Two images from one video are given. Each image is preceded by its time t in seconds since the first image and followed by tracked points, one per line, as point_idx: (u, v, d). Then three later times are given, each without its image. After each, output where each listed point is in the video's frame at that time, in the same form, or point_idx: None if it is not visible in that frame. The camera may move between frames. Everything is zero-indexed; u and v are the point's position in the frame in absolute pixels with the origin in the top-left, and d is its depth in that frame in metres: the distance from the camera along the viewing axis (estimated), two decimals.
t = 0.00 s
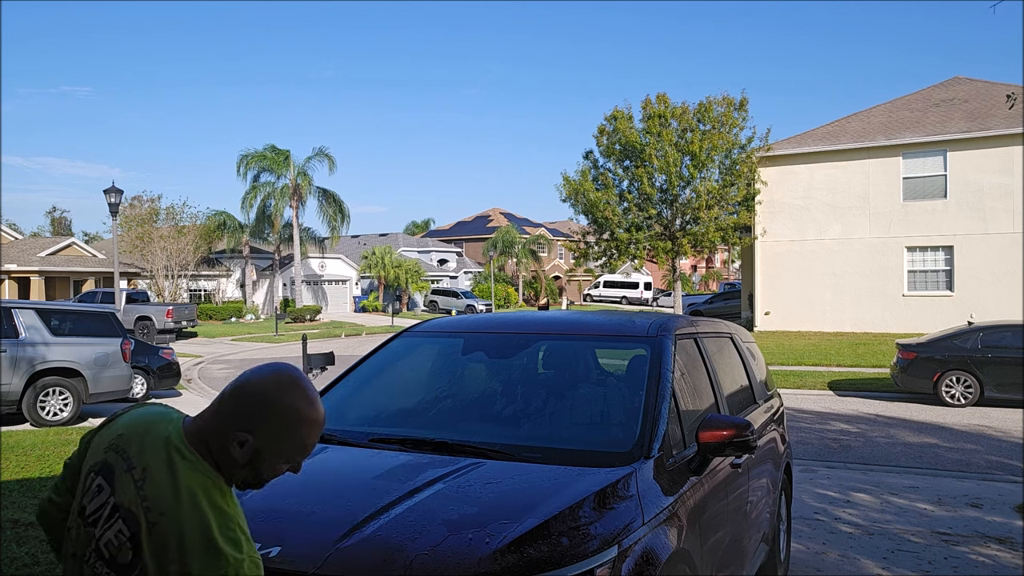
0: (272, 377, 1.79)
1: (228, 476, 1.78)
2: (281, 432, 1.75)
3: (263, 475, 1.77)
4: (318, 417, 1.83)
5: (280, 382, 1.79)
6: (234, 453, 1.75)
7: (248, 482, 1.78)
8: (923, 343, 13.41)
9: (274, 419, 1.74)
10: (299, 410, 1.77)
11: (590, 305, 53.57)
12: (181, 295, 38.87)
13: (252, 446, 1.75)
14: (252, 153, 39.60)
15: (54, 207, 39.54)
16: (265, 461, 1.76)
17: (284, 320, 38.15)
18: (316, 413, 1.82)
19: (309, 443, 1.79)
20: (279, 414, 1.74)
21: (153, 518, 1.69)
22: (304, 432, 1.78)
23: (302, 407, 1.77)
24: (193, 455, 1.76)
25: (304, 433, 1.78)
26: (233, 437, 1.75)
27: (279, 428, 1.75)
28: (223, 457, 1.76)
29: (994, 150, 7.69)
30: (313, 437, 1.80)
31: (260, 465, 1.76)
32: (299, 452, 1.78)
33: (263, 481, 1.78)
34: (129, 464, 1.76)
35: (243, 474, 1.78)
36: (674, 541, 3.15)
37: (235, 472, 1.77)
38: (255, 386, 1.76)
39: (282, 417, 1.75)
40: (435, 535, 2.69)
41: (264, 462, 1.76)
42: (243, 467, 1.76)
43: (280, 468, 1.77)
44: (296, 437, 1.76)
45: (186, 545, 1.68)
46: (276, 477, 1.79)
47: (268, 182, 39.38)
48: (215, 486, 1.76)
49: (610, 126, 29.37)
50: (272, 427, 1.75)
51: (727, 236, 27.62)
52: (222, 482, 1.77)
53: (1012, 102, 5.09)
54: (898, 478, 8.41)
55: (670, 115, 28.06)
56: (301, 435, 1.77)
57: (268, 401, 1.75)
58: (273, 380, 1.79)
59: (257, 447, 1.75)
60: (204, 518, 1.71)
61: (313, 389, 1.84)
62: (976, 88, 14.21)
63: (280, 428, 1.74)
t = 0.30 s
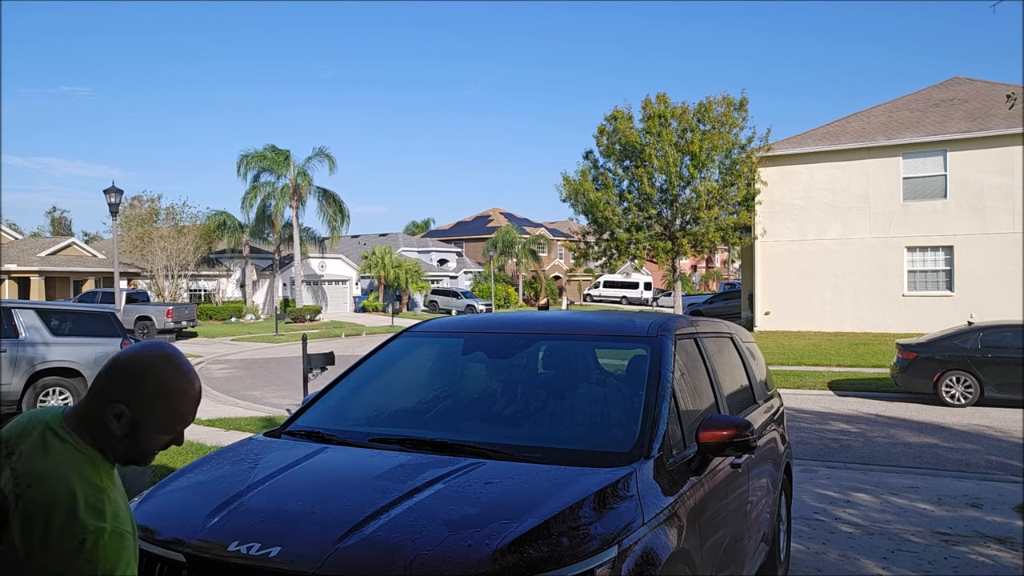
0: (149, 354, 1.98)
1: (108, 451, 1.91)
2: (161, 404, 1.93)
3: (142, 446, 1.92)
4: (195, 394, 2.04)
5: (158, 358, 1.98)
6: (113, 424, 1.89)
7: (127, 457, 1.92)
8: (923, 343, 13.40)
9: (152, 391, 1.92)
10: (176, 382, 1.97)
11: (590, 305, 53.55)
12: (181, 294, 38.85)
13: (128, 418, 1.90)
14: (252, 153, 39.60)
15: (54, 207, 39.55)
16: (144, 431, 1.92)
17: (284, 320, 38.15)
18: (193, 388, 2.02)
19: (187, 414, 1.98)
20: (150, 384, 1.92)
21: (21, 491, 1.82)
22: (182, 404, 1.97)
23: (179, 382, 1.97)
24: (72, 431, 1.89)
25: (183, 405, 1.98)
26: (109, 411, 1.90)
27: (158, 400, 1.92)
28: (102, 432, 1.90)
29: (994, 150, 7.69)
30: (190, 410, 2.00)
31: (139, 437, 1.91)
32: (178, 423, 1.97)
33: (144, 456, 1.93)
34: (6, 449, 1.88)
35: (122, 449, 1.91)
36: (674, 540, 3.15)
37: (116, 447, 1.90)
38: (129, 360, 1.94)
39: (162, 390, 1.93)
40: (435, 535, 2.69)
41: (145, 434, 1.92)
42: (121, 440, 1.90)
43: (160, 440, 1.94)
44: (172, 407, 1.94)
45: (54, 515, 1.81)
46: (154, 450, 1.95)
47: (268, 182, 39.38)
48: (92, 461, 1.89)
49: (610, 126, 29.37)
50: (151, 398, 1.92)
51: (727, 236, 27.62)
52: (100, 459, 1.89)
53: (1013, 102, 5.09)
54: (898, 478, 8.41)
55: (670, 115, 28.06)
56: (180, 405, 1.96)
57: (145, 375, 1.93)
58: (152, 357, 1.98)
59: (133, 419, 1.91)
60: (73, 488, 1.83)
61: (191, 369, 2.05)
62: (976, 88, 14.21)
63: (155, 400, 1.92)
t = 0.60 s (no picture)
0: (81, 342, 2.04)
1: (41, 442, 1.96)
2: (94, 389, 2.00)
3: (76, 434, 1.99)
4: (129, 380, 2.12)
5: (92, 346, 2.05)
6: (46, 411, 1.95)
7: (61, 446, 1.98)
8: (923, 343, 13.41)
9: (85, 377, 1.99)
10: (110, 369, 2.04)
11: (590, 305, 53.52)
12: (181, 295, 38.84)
13: (59, 406, 1.97)
14: (252, 153, 39.59)
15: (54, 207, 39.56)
16: (78, 418, 1.98)
17: (284, 320, 38.15)
18: (125, 374, 2.10)
19: (120, 400, 2.06)
20: (81, 370, 1.99)
21: None
22: (115, 391, 2.05)
23: (112, 367, 2.05)
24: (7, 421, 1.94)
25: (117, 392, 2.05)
26: (39, 398, 1.96)
27: (91, 387, 2.00)
28: (35, 421, 1.95)
29: (995, 150, 7.67)
30: (125, 397, 2.09)
31: (72, 425, 1.98)
32: (113, 409, 2.05)
33: (79, 444, 1.99)
34: None
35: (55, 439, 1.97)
36: (674, 541, 3.15)
37: (49, 437, 1.96)
38: (57, 347, 2.01)
39: (95, 376, 2.01)
40: (436, 535, 2.69)
41: (79, 421, 1.99)
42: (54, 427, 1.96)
43: (93, 427, 2.01)
44: (106, 392, 2.02)
45: None
46: (90, 438, 2.02)
47: (268, 182, 39.39)
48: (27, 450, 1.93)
49: (610, 126, 29.37)
50: (85, 386, 1.99)
51: (727, 236, 27.62)
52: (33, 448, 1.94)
53: (1012, 102, 5.09)
54: (898, 478, 8.40)
55: (670, 115, 28.07)
56: (112, 392, 2.04)
57: (78, 360, 2.00)
58: (85, 344, 2.05)
59: (65, 406, 1.97)
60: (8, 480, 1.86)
61: (123, 355, 2.12)
62: (976, 88, 14.22)
63: (87, 385, 1.99)
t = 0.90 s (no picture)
0: (62, 348, 1.98)
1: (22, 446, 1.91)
2: (73, 393, 1.94)
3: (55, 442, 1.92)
4: (111, 385, 2.05)
5: (75, 352, 1.99)
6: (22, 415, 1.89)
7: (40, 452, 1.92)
8: (923, 343, 13.39)
9: (63, 383, 1.93)
10: (92, 374, 1.98)
11: (590, 305, 53.49)
12: (181, 295, 38.83)
13: (35, 411, 1.90)
14: (252, 153, 39.58)
15: (54, 207, 39.59)
16: (56, 424, 1.92)
17: (284, 320, 38.14)
18: (105, 380, 2.03)
19: (99, 406, 2.00)
20: (59, 375, 1.92)
21: None
22: (94, 397, 1.98)
23: (92, 372, 1.98)
24: None
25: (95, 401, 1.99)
26: (15, 403, 1.89)
27: (70, 394, 1.93)
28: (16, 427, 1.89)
29: (995, 150, 7.67)
30: (103, 402, 2.01)
31: (50, 430, 1.91)
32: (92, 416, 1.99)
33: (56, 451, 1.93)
34: None
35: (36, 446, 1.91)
36: (674, 540, 3.15)
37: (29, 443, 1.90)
38: (33, 350, 1.94)
39: (76, 380, 1.94)
40: (435, 535, 2.69)
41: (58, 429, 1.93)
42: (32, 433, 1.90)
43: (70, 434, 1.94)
44: (83, 399, 1.95)
45: None
46: (67, 445, 1.95)
47: (268, 182, 39.38)
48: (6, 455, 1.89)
49: (610, 126, 29.35)
50: (65, 392, 1.93)
51: (727, 236, 27.62)
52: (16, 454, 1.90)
53: (1012, 102, 5.09)
54: (898, 478, 8.40)
55: (670, 115, 28.07)
56: (92, 396, 1.97)
57: (61, 364, 1.94)
58: (69, 350, 1.98)
59: (42, 411, 1.91)
60: None
61: (104, 360, 2.06)
62: (976, 88, 14.22)
63: (65, 392, 1.92)
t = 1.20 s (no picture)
0: (57, 352, 1.94)
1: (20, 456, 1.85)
2: (68, 397, 1.90)
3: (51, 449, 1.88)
4: (106, 390, 2.02)
5: (69, 356, 1.96)
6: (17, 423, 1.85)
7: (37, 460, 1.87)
8: (923, 343, 13.39)
9: (59, 388, 1.89)
10: (87, 378, 1.96)
11: (590, 305, 53.48)
12: (181, 295, 38.81)
13: (29, 420, 1.86)
14: (252, 153, 39.56)
15: (54, 207, 39.60)
16: (52, 429, 1.88)
17: (284, 320, 38.14)
18: (100, 387, 2.00)
19: (96, 409, 1.96)
20: (51, 380, 1.89)
21: None
22: (89, 400, 1.95)
23: (86, 376, 1.96)
24: None
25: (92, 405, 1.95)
26: (10, 414, 1.85)
27: (66, 397, 1.89)
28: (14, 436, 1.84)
29: (995, 150, 7.67)
30: (98, 407, 1.97)
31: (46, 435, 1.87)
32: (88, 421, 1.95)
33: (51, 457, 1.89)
34: None
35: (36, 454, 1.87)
36: (674, 540, 3.15)
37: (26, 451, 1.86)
38: (28, 356, 1.91)
39: (71, 384, 1.91)
40: (436, 535, 2.69)
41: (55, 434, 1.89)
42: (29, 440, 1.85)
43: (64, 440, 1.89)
44: (79, 406, 1.92)
45: None
46: (60, 452, 1.91)
47: (268, 182, 39.38)
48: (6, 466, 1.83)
49: (610, 126, 29.34)
50: (60, 398, 1.89)
51: (727, 236, 27.62)
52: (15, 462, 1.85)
53: (1012, 102, 5.09)
54: (898, 478, 8.40)
55: (670, 115, 28.06)
56: (86, 401, 1.94)
57: (56, 369, 1.90)
58: (63, 355, 1.95)
59: (36, 420, 1.87)
60: None
61: (100, 366, 2.02)
62: (976, 88, 14.21)
63: (61, 397, 1.89)
